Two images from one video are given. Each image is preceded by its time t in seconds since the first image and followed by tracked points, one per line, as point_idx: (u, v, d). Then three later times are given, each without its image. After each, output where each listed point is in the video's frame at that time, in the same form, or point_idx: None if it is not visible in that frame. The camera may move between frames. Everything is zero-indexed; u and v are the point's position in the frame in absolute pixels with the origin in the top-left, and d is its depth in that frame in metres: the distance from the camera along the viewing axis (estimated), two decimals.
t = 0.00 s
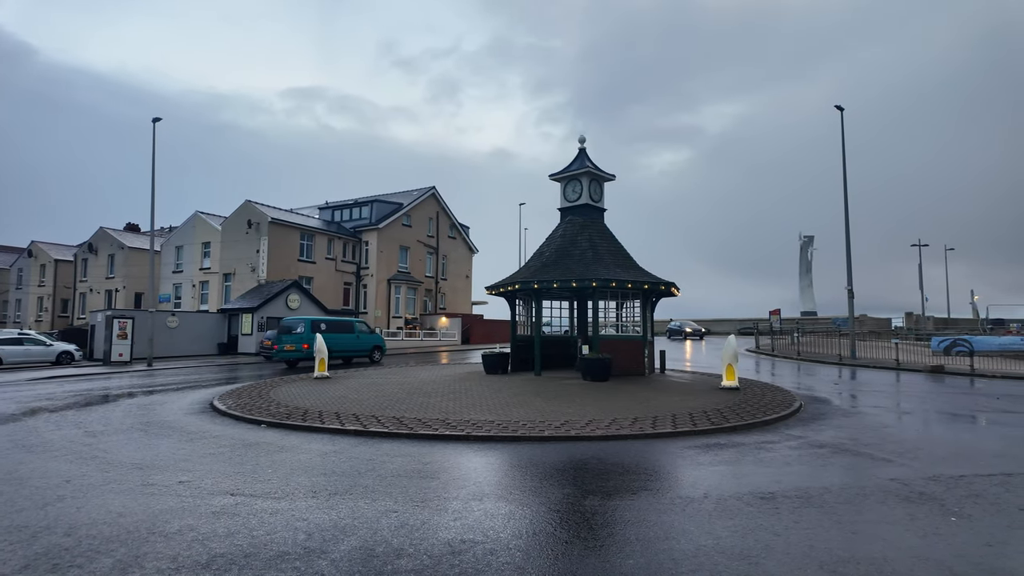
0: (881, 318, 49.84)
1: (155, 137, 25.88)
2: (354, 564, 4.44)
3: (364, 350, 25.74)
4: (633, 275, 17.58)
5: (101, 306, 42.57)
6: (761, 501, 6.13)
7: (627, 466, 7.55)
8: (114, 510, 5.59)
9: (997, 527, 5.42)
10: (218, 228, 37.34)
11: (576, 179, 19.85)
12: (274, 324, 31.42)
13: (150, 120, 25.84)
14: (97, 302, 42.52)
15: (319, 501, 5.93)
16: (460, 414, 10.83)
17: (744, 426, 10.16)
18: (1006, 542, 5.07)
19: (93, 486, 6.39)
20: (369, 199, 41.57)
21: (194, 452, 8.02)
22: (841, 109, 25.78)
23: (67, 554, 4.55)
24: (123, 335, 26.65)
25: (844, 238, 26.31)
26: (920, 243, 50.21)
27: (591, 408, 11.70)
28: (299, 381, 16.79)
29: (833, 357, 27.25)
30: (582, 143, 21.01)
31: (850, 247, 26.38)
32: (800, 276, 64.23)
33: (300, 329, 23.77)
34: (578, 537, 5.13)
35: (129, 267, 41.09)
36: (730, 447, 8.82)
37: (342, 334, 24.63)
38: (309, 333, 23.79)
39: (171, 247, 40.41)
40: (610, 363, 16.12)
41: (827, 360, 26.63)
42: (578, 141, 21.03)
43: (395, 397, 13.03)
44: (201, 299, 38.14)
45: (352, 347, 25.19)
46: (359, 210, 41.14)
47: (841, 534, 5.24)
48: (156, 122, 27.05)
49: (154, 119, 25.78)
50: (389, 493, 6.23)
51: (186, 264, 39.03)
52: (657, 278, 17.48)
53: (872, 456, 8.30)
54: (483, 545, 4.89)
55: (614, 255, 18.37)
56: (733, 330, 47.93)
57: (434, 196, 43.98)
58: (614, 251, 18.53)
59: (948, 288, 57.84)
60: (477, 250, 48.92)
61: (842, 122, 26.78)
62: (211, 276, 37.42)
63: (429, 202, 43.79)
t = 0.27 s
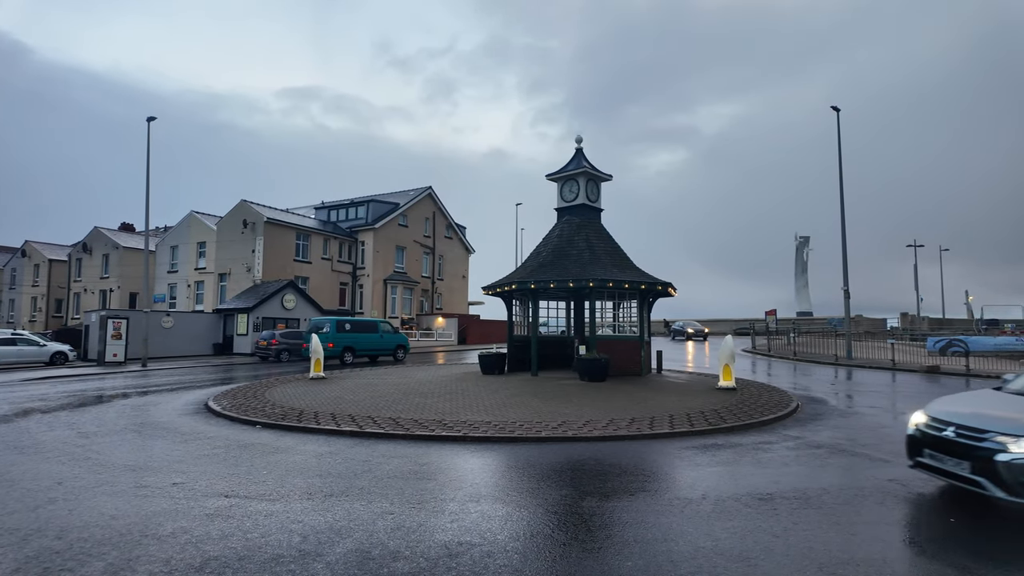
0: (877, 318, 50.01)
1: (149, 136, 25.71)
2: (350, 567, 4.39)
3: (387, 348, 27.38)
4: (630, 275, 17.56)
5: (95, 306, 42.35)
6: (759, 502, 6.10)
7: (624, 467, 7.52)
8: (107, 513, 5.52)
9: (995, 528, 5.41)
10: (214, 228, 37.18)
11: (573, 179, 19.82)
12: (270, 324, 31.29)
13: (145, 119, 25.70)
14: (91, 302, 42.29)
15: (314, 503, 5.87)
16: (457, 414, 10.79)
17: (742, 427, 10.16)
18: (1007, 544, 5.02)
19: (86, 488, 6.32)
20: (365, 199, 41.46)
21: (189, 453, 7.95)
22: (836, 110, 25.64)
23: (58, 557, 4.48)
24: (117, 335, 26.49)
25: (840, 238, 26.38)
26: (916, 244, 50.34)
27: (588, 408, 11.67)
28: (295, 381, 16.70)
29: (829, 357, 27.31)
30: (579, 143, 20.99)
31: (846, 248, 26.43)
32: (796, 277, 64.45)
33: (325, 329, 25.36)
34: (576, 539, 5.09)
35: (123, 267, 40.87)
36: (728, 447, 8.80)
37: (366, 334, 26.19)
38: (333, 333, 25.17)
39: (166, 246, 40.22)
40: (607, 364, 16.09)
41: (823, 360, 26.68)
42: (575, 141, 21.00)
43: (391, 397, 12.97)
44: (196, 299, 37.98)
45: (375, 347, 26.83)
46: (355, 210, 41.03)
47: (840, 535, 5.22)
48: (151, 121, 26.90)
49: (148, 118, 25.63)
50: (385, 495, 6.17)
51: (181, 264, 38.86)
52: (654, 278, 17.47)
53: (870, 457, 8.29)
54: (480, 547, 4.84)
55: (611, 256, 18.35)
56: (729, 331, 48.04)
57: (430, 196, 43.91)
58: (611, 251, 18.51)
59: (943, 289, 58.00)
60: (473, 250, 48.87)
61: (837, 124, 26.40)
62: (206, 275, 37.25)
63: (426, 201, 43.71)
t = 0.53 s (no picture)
0: (874, 319, 50.12)
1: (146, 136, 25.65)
2: (348, 568, 4.36)
3: (412, 348, 28.09)
4: (628, 275, 17.56)
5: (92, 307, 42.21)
6: (759, 503, 6.09)
7: (623, 467, 7.50)
8: (103, 515, 5.48)
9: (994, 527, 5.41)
10: (211, 228, 37.10)
11: (571, 179, 19.82)
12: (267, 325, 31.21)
13: (142, 119, 25.65)
14: (88, 303, 42.15)
15: (311, 504, 5.85)
16: (455, 415, 10.77)
17: (740, 427, 10.15)
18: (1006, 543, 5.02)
19: (81, 489, 6.28)
20: (363, 199, 41.42)
21: (185, 454, 7.91)
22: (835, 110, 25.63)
23: (54, 559, 4.44)
24: (114, 335, 26.42)
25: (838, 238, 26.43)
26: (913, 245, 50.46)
27: (586, 409, 11.66)
28: (292, 381, 16.66)
29: (826, 357, 27.33)
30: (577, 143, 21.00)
31: (843, 248, 26.48)
32: (793, 277, 64.60)
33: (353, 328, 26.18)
34: (575, 540, 5.07)
35: (120, 268, 40.75)
36: (727, 448, 8.80)
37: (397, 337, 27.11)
38: (361, 333, 26.03)
39: (163, 247, 40.11)
40: (605, 364, 16.09)
41: (821, 360, 26.73)
42: (573, 141, 21.01)
43: (389, 398, 12.93)
44: (194, 300, 37.88)
45: (401, 346, 27.63)
46: (353, 210, 40.98)
47: (840, 536, 5.20)
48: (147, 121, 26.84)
49: (145, 118, 25.55)
50: (383, 496, 6.15)
51: (178, 264, 38.76)
52: (652, 278, 17.46)
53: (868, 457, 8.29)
54: (479, 548, 4.82)
55: (609, 256, 18.35)
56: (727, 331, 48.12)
57: (428, 196, 43.88)
58: (610, 252, 18.51)
59: (940, 290, 58.08)
60: (471, 251, 48.85)
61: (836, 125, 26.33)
62: (203, 276, 37.16)
63: (424, 202, 43.68)
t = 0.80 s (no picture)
0: (872, 321, 50.20)
1: (144, 136, 25.61)
2: (348, 571, 4.34)
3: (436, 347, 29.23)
4: (627, 276, 17.55)
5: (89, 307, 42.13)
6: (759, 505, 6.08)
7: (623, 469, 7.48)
8: (102, 516, 5.46)
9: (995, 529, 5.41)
10: (209, 229, 37.05)
11: (570, 180, 19.81)
12: (265, 325, 31.16)
13: (141, 120, 25.62)
14: (85, 303, 42.06)
15: (311, 506, 5.83)
16: (455, 416, 10.75)
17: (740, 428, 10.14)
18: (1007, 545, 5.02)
19: (79, 491, 6.25)
20: (361, 200, 41.40)
21: (184, 456, 7.89)
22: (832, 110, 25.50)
23: (52, 562, 4.42)
24: (112, 336, 26.36)
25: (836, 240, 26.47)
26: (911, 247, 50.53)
27: (585, 410, 11.63)
28: (291, 382, 16.63)
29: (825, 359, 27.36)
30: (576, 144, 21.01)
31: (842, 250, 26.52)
32: (792, 278, 64.70)
33: (381, 329, 27.36)
34: (576, 541, 5.06)
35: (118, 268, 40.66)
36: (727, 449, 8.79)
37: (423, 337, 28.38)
38: (388, 333, 27.14)
39: (161, 247, 40.03)
40: (604, 365, 16.09)
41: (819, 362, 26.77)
42: (573, 142, 21.02)
43: (388, 399, 12.91)
44: (192, 300, 37.81)
45: (426, 345, 28.74)
46: (351, 210, 40.95)
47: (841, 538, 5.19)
48: (146, 121, 26.74)
49: (143, 118, 25.52)
50: (383, 497, 6.13)
51: (176, 264, 38.69)
52: (652, 279, 17.46)
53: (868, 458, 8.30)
54: (479, 550, 4.81)
55: (608, 257, 18.35)
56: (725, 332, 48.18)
57: (427, 197, 43.86)
58: (609, 253, 18.51)
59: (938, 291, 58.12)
60: (470, 252, 48.84)
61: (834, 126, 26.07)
62: (201, 276, 37.09)
63: (422, 202, 43.64)
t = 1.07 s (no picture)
0: (870, 321, 50.33)
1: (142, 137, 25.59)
2: (349, 572, 4.34)
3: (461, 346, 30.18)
4: (626, 277, 17.57)
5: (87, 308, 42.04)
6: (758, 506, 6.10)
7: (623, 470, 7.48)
8: (101, 518, 5.45)
9: (992, 530, 5.43)
10: (207, 229, 37.00)
11: (569, 180, 19.84)
12: (263, 326, 31.11)
13: (138, 120, 25.59)
14: (83, 304, 41.97)
15: (311, 507, 5.83)
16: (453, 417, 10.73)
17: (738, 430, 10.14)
18: (1005, 546, 5.04)
19: (78, 492, 6.24)
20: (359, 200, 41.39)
21: (183, 457, 7.87)
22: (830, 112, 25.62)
23: (51, 564, 4.41)
24: (109, 337, 26.30)
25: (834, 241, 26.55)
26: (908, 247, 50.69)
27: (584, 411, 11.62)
28: (289, 383, 16.62)
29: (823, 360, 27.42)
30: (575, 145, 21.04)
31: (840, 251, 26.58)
32: (789, 279, 64.85)
33: (408, 328, 28.41)
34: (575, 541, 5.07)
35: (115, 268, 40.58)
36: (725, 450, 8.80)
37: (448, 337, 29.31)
38: (415, 333, 28.15)
39: (158, 248, 39.96)
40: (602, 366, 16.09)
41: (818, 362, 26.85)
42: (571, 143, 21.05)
43: (387, 400, 12.90)
44: (189, 301, 37.75)
45: (451, 345, 29.70)
46: (349, 211, 40.94)
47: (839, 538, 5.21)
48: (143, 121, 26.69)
49: (140, 119, 25.46)
50: (384, 498, 6.13)
51: (174, 265, 38.62)
52: (650, 280, 17.48)
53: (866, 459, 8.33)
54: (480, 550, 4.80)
55: (607, 258, 18.36)
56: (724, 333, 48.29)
57: (425, 197, 43.84)
58: (607, 254, 18.53)
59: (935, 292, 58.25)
60: (468, 252, 48.82)
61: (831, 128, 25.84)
62: (199, 277, 37.03)
63: (421, 203, 43.64)
